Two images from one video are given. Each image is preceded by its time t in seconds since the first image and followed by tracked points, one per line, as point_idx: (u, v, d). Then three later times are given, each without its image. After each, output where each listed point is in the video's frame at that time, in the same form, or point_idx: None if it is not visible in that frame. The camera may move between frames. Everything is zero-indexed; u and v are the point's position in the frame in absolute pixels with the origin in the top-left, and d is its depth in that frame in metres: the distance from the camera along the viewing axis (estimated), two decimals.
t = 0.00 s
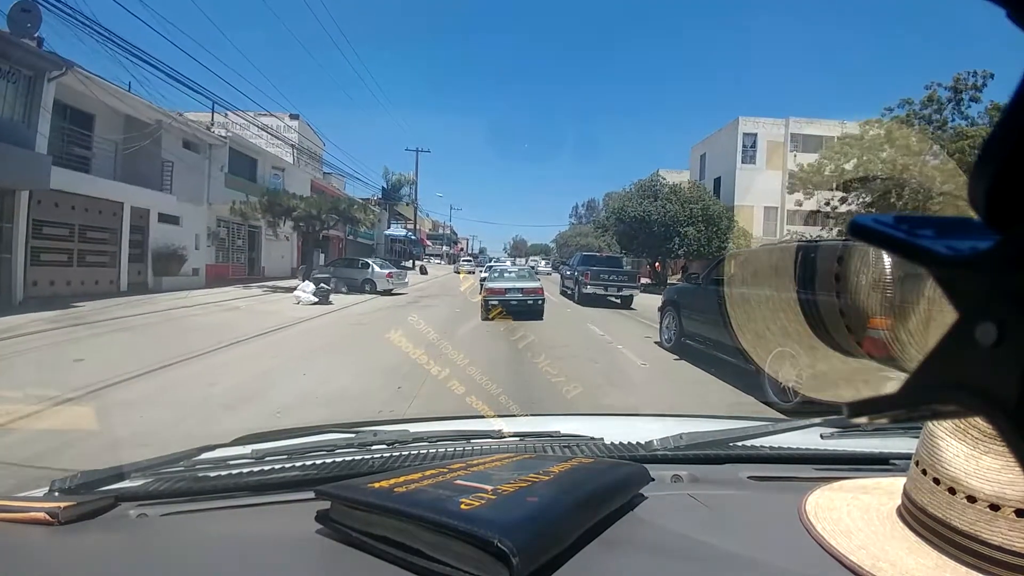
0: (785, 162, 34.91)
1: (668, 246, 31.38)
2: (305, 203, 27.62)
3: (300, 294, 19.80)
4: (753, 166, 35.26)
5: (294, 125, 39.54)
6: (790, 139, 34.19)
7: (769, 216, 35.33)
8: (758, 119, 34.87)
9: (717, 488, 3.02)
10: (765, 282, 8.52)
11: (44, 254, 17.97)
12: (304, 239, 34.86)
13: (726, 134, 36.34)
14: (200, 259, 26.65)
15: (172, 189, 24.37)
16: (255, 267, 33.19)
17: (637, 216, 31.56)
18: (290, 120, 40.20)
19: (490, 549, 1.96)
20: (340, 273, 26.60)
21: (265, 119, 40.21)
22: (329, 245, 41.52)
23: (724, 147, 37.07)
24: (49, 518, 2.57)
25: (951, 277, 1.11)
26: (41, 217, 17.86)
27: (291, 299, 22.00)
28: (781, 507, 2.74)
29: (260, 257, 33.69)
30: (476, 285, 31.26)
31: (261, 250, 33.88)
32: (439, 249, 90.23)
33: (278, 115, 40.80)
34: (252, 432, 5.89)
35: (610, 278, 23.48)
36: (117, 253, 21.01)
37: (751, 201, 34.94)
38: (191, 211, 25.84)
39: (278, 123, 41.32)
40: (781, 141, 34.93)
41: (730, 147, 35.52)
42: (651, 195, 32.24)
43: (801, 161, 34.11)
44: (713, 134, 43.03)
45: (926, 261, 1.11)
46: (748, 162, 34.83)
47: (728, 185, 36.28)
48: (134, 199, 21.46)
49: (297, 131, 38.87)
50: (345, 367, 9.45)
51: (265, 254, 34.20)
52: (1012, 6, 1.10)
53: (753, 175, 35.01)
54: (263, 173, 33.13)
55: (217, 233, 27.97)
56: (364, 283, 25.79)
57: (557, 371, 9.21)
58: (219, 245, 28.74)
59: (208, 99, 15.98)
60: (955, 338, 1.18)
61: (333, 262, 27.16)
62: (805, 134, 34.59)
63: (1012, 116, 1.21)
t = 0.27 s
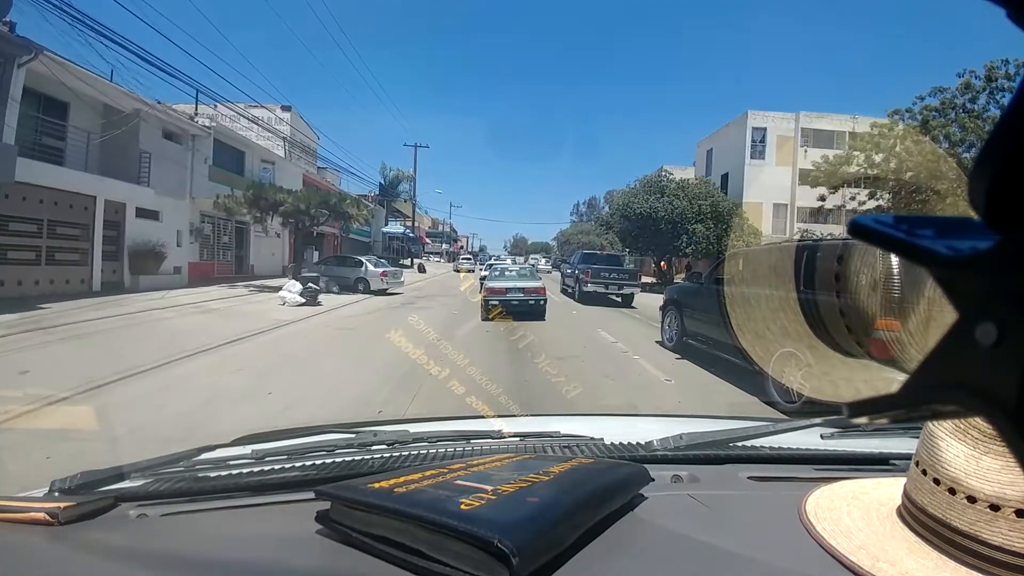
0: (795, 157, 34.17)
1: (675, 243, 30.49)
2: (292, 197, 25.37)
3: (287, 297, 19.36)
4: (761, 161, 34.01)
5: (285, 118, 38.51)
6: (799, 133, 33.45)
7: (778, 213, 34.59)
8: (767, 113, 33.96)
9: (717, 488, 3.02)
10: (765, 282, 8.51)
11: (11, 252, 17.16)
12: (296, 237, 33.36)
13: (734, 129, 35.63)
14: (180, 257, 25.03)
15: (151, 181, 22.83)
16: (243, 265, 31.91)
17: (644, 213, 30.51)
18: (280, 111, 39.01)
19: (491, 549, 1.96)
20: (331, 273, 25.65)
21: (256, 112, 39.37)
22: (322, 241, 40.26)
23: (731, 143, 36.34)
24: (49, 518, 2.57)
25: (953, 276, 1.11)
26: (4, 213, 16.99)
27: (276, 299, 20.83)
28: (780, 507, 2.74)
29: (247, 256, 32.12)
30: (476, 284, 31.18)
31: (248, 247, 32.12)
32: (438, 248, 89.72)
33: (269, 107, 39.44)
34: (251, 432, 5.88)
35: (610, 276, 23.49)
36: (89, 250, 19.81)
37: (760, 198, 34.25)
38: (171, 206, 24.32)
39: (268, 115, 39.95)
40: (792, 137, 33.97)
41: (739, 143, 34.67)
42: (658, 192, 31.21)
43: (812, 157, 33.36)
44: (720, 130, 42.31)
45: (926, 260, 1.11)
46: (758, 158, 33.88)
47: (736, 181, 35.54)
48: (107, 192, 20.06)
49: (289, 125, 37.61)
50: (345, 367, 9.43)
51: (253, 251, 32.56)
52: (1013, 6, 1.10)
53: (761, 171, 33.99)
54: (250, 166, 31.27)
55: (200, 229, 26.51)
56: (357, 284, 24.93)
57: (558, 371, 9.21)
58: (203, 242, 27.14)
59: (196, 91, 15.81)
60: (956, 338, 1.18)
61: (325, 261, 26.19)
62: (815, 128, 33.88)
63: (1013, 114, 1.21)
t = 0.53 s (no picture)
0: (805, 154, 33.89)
1: (682, 243, 30.15)
2: (277, 190, 23.59)
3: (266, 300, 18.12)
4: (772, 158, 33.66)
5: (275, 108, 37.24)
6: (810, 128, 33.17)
7: (788, 212, 34.24)
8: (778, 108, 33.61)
9: (717, 488, 3.02)
10: (765, 282, 8.51)
11: None
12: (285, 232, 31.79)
13: (742, 126, 35.20)
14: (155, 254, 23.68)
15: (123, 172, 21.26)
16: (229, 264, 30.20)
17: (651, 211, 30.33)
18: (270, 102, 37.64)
19: (491, 549, 1.96)
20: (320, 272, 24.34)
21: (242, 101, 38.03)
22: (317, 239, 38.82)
23: (739, 138, 35.76)
24: (49, 518, 2.58)
25: (953, 276, 1.10)
26: None
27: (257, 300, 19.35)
28: (781, 507, 2.74)
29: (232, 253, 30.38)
30: (476, 284, 31.12)
31: (232, 244, 30.28)
32: (437, 247, 89.36)
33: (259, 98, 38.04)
34: (250, 431, 5.88)
35: (610, 275, 23.49)
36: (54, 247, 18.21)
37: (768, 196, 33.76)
38: (147, 198, 22.81)
39: (259, 107, 38.52)
40: (803, 133, 33.62)
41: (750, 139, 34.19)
42: (666, 189, 30.87)
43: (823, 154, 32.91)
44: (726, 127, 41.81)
45: (927, 260, 1.10)
46: (768, 154, 33.47)
47: (744, 178, 35.05)
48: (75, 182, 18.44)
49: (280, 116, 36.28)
50: (344, 367, 9.43)
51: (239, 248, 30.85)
52: (1014, 5, 1.09)
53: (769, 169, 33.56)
54: (236, 158, 29.28)
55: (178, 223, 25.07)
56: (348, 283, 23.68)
57: (557, 371, 9.22)
58: (180, 238, 25.63)
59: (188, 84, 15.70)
60: (957, 338, 1.18)
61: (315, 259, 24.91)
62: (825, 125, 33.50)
63: (1013, 113, 1.21)
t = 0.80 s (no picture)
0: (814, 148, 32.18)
1: (690, 241, 28.23)
2: (261, 184, 22.44)
3: (246, 304, 16.85)
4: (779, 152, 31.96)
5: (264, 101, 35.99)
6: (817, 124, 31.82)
7: (797, 209, 32.36)
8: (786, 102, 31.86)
9: (718, 488, 3.02)
10: (765, 282, 8.50)
11: None
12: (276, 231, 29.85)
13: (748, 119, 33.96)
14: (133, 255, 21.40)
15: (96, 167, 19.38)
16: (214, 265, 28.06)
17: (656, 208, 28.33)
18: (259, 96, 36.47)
19: (491, 549, 1.96)
20: (310, 273, 23.39)
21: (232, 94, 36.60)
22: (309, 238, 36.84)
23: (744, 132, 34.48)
24: (49, 518, 2.58)
25: (954, 276, 1.10)
26: None
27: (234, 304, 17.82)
28: (781, 507, 2.74)
29: (218, 253, 28.21)
30: (476, 284, 30.97)
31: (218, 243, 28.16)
32: (436, 245, 88.80)
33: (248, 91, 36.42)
34: (250, 431, 5.88)
35: (609, 275, 23.46)
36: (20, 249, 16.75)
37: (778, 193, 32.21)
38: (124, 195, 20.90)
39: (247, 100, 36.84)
40: (813, 127, 31.84)
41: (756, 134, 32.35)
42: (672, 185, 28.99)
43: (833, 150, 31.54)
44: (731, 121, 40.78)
45: (927, 260, 1.10)
46: (776, 149, 31.79)
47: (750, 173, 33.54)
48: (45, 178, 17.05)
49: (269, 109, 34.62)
50: (345, 367, 9.41)
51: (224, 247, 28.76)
52: (1013, 5, 1.09)
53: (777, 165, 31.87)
54: (219, 152, 27.57)
55: (158, 221, 22.85)
56: (337, 285, 22.77)
57: (557, 371, 9.22)
58: (163, 239, 23.62)
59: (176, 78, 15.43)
60: (957, 339, 1.18)
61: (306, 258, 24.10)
62: (837, 118, 32.04)
63: (1015, 113, 1.21)
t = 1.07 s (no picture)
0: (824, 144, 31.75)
1: (696, 238, 27.72)
2: (243, 179, 20.49)
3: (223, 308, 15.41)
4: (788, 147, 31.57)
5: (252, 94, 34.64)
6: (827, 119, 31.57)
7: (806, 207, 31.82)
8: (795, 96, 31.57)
9: (718, 488, 3.02)
10: (765, 282, 8.51)
11: None
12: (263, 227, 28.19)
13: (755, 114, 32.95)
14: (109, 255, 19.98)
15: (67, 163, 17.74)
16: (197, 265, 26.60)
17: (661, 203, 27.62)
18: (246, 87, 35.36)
19: (491, 549, 1.96)
20: (299, 274, 21.90)
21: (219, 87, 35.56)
22: (299, 237, 35.10)
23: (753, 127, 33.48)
24: (48, 518, 2.58)
25: (953, 276, 1.10)
26: None
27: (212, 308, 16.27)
28: (781, 507, 2.74)
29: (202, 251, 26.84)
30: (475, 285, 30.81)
31: (202, 241, 26.78)
32: (435, 245, 88.87)
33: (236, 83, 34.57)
34: (251, 431, 5.88)
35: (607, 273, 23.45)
36: None
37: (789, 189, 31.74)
38: (97, 192, 19.26)
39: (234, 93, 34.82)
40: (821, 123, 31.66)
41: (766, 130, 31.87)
42: (678, 181, 28.18)
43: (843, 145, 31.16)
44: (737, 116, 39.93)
45: (926, 261, 1.10)
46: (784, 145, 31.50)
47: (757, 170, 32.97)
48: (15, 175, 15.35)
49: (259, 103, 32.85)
50: (345, 367, 9.41)
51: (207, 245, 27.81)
52: (1013, 5, 1.10)
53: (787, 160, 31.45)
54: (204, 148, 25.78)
55: (137, 219, 21.23)
56: (327, 286, 21.34)
57: (557, 371, 9.22)
58: (142, 239, 22.02)
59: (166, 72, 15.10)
60: (959, 339, 1.18)
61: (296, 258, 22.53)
62: (847, 113, 31.63)
63: (1016, 112, 1.20)
